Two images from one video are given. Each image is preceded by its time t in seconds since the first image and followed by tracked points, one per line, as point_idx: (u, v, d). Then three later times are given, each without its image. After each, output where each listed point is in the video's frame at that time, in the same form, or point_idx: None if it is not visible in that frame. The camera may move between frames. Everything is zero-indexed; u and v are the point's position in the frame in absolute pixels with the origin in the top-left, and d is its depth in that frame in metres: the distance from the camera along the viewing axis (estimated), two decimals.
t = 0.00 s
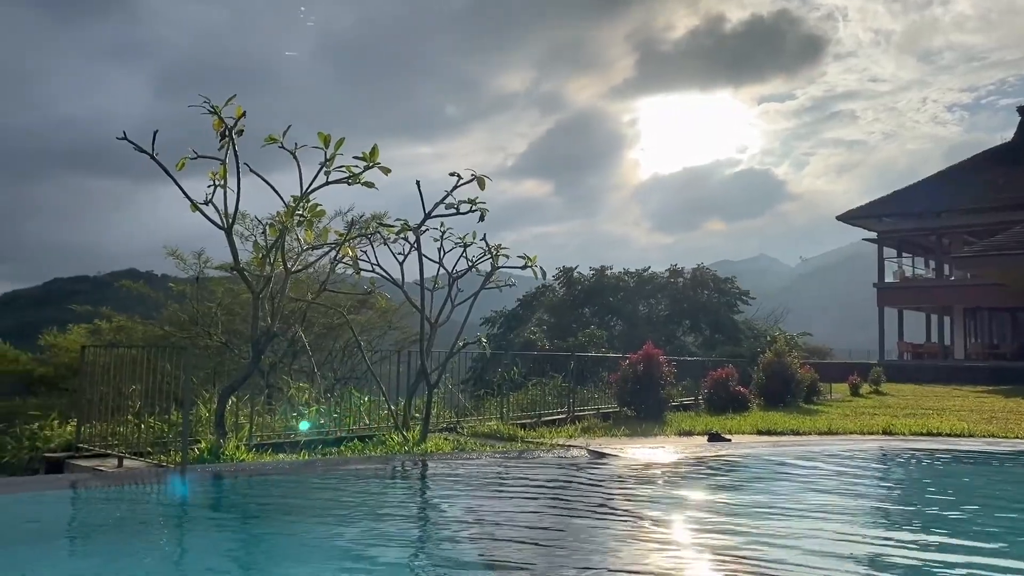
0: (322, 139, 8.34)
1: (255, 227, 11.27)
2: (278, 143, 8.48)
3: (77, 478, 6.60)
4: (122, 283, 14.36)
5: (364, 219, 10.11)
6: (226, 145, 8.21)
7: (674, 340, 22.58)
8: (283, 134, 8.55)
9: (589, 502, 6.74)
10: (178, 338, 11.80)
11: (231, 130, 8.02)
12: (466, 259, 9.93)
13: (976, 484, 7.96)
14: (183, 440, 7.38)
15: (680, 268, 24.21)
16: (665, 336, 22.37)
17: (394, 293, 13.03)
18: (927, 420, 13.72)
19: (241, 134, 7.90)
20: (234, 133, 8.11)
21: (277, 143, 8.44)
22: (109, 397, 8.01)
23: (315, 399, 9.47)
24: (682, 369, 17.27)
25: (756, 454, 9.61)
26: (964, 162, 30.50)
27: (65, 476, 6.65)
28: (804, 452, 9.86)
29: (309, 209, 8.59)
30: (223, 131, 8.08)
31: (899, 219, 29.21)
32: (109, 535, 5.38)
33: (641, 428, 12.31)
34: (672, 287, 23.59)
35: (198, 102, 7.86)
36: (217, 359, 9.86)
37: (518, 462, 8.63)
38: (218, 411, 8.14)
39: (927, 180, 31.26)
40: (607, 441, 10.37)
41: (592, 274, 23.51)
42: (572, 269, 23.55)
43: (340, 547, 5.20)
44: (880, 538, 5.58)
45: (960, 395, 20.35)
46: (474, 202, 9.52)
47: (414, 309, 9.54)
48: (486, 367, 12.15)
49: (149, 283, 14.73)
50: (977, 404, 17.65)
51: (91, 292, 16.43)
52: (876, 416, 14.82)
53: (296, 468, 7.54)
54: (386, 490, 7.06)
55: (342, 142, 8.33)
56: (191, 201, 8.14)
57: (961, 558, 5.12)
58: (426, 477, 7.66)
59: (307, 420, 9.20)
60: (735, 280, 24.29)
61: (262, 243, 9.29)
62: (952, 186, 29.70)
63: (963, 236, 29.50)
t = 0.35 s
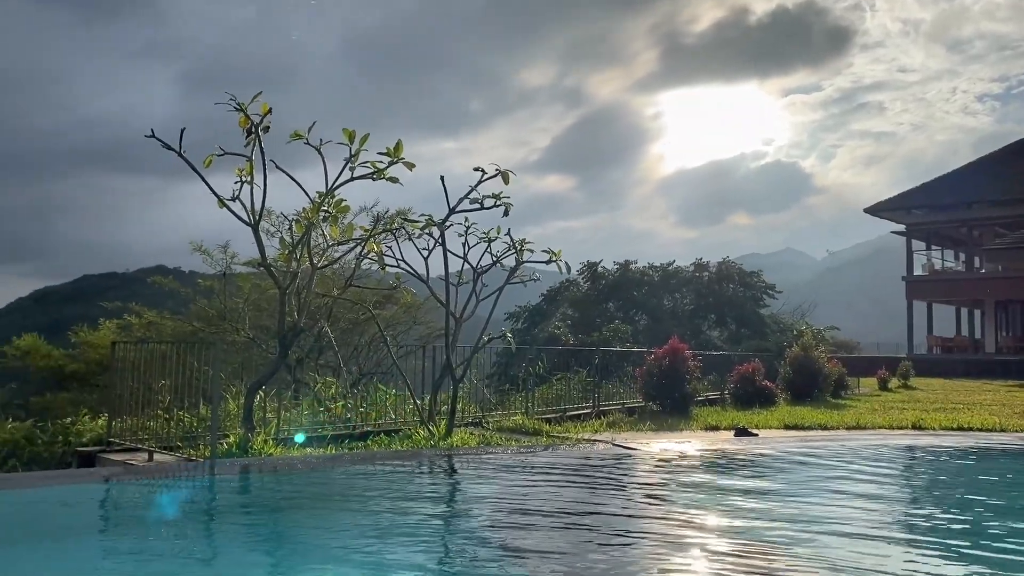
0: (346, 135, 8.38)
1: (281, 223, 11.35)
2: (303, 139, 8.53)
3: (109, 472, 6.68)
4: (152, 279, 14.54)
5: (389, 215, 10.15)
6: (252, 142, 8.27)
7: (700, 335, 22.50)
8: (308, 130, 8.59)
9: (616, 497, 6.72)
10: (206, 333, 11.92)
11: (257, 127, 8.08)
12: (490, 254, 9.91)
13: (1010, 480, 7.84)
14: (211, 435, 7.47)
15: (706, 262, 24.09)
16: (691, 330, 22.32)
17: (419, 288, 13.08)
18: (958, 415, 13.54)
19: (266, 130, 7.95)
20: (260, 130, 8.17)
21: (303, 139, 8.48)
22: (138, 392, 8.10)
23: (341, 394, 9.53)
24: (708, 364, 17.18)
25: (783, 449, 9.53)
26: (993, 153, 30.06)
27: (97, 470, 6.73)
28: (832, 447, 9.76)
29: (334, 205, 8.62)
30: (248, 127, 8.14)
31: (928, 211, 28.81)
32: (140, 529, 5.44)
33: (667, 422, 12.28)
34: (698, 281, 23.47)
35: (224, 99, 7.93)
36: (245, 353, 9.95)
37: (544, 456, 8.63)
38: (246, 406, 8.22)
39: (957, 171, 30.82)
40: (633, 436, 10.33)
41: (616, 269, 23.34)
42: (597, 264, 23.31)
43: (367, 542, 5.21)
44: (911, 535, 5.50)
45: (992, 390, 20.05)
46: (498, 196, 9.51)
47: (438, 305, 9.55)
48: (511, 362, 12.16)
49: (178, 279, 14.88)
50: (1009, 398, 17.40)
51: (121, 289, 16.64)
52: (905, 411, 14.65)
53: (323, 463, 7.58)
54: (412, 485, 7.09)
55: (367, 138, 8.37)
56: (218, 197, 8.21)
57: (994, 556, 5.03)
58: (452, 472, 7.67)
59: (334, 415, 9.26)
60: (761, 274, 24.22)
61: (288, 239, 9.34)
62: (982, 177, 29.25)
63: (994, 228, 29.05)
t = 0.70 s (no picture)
0: (372, 130, 8.42)
1: (307, 219, 11.43)
2: (329, 135, 8.58)
3: (141, 465, 6.78)
4: (180, 275, 14.73)
5: (414, 210, 10.20)
6: (279, 138, 8.33)
7: (726, 329, 22.51)
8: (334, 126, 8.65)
9: (643, 491, 6.71)
10: (234, 328, 12.06)
11: (284, 123, 8.14)
12: (516, 249, 9.92)
13: None
14: (240, 429, 7.56)
15: (731, 255, 23.95)
16: (717, 324, 22.40)
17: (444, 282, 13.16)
18: (989, 408, 13.38)
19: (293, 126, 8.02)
20: (287, 126, 8.23)
21: (329, 135, 8.53)
22: (168, 386, 8.21)
23: (368, 388, 9.60)
24: (734, 358, 17.10)
25: (810, 443, 9.47)
26: None
27: (128, 463, 6.83)
28: (860, 441, 9.69)
29: (360, 201, 8.67)
30: (275, 124, 8.20)
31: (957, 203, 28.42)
32: (171, 521, 5.51)
33: (693, 416, 12.25)
34: (723, 275, 23.37)
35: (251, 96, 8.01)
36: (272, 348, 10.06)
37: (570, 450, 8.64)
38: (275, 400, 8.31)
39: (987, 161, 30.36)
40: (660, 430, 10.33)
41: (640, 262, 23.26)
42: (621, 258, 23.40)
43: (396, 535, 5.25)
44: (942, 530, 5.44)
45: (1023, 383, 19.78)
46: (523, 191, 9.53)
47: (464, 299, 9.57)
48: (535, 356, 12.17)
49: (205, 275, 15.03)
50: None
51: (149, 285, 16.86)
52: (935, 404, 14.50)
53: (351, 456, 7.64)
54: (439, 478, 7.12)
55: (393, 133, 8.41)
56: (246, 193, 8.30)
57: None
58: (478, 465, 7.71)
59: (361, 409, 9.34)
60: (788, 267, 24.04)
61: (315, 234, 9.42)
62: (1013, 167, 28.80)
63: None
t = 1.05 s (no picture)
0: (396, 125, 8.44)
1: (332, 215, 11.50)
2: (354, 130, 8.62)
3: (171, 459, 6.84)
4: (207, 272, 14.87)
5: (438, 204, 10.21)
6: (305, 133, 8.38)
7: (752, 323, 22.36)
8: (359, 122, 8.68)
9: (670, 486, 6.68)
10: (261, 324, 12.17)
11: (310, 119, 8.18)
12: (540, 243, 9.90)
13: None
14: (268, 423, 7.62)
15: (757, 249, 23.76)
16: (743, 318, 22.15)
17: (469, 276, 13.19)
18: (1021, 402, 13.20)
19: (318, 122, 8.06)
20: (313, 121, 8.28)
21: (354, 130, 8.56)
22: (197, 380, 8.30)
23: (393, 382, 9.64)
24: (760, 352, 17.00)
25: (838, 438, 9.38)
26: None
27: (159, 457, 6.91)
28: (889, 436, 9.58)
29: (386, 195, 8.69)
30: (301, 119, 8.25)
31: (987, 194, 28.00)
32: (200, 515, 5.54)
33: (720, 411, 12.17)
34: (749, 268, 23.18)
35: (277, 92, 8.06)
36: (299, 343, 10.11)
37: (595, 444, 8.62)
38: (302, 394, 8.39)
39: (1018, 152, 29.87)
40: (686, 424, 10.28)
41: (665, 256, 23.16)
42: (645, 252, 23.14)
43: (422, 529, 5.25)
44: (975, 526, 5.36)
45: None
46: (548, 184, 9.52)
47: (489, 293, 9.57)
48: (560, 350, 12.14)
49: (231, 271, 15.15)
50: None
51: (177, 282, 17.04)
52: (966, 398, 14.31)
53: (378, 450, 7.68)
54: (465, 472, 7.14)
55: (417, 128, 8.43)
56: (272, 189, 8.36)
57: None
58: (504, 459, 7.72)
59: (387, 403, 9.39)
60: (815, 261, 23.84)
61: (340, 229, 9.46)
62: None
63: None
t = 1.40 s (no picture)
0: (421, 121, 8.45)
1: (357, 211, 11.56)
2: (379, 126, 8.64)
3: (201, 454, 6.92)
4: (233, 269, 15.00)
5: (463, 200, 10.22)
6: (330, 130, 8.42)
7: (779, 317, 22.15)
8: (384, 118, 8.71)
9: (696, 481, 6.66)
10: (288, 320, 12.28)
11: (336, 116, 8.22)
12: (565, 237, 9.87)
13: None
14: (296, 418, 7.67)
15: (784, 243, 23.54)
16: (770, 312, 22.11)
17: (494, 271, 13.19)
18: None
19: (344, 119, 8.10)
20: (339, 118, 8.31)
21: (379, 127, 8.59)
22: (225, 376, 8.37)
23: (419, 377, 9.68)
24: (788, 346, 16.85)
25: (867, 433, 9.28)
26: None
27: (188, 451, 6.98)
28: (920, 431, 9.46)
29: (410, 191, 8.69)
30: (326, 116, 8.28)
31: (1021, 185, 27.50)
32: (229, 509, 5.59)
33: (747, 406, 12.10)
34: (777, 262, 22.90)
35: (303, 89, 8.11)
36: (326, 339, 10.19)
37: (622, 439, 8.61)
38: (329, 389, 8.47)
39: None
40: (713, 420, 10.22)
41: (691, 250, 23.05)
42: (671, 246, 23.25)
43: (449, 524, 5.26)
44: (1007, 522, 5.28)
45: None
46: (573, 179, 9.49)
47: (514, 289, 9.56)
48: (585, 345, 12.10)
49: (258, 267, 15.26)
50: None
51: (206, 279, 17.23)
52: (999, 393, 14.09)
53: (404, 445, 7.70)
54: (491, 467, 7.14)
55: (442, 123, 8.43)
56: (299, 185, 8.42)
57: None
58: (530, 454, 7.72)
59: (413, 399, 9.44)
60: (843, 255, 23.58)
61: (365, 225, 9.49)
62: None
63: None
